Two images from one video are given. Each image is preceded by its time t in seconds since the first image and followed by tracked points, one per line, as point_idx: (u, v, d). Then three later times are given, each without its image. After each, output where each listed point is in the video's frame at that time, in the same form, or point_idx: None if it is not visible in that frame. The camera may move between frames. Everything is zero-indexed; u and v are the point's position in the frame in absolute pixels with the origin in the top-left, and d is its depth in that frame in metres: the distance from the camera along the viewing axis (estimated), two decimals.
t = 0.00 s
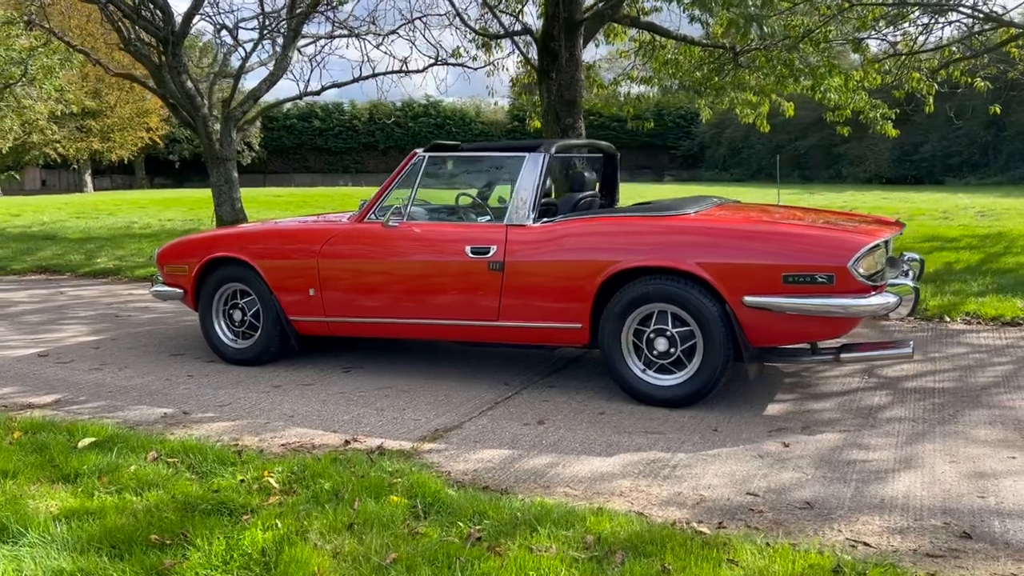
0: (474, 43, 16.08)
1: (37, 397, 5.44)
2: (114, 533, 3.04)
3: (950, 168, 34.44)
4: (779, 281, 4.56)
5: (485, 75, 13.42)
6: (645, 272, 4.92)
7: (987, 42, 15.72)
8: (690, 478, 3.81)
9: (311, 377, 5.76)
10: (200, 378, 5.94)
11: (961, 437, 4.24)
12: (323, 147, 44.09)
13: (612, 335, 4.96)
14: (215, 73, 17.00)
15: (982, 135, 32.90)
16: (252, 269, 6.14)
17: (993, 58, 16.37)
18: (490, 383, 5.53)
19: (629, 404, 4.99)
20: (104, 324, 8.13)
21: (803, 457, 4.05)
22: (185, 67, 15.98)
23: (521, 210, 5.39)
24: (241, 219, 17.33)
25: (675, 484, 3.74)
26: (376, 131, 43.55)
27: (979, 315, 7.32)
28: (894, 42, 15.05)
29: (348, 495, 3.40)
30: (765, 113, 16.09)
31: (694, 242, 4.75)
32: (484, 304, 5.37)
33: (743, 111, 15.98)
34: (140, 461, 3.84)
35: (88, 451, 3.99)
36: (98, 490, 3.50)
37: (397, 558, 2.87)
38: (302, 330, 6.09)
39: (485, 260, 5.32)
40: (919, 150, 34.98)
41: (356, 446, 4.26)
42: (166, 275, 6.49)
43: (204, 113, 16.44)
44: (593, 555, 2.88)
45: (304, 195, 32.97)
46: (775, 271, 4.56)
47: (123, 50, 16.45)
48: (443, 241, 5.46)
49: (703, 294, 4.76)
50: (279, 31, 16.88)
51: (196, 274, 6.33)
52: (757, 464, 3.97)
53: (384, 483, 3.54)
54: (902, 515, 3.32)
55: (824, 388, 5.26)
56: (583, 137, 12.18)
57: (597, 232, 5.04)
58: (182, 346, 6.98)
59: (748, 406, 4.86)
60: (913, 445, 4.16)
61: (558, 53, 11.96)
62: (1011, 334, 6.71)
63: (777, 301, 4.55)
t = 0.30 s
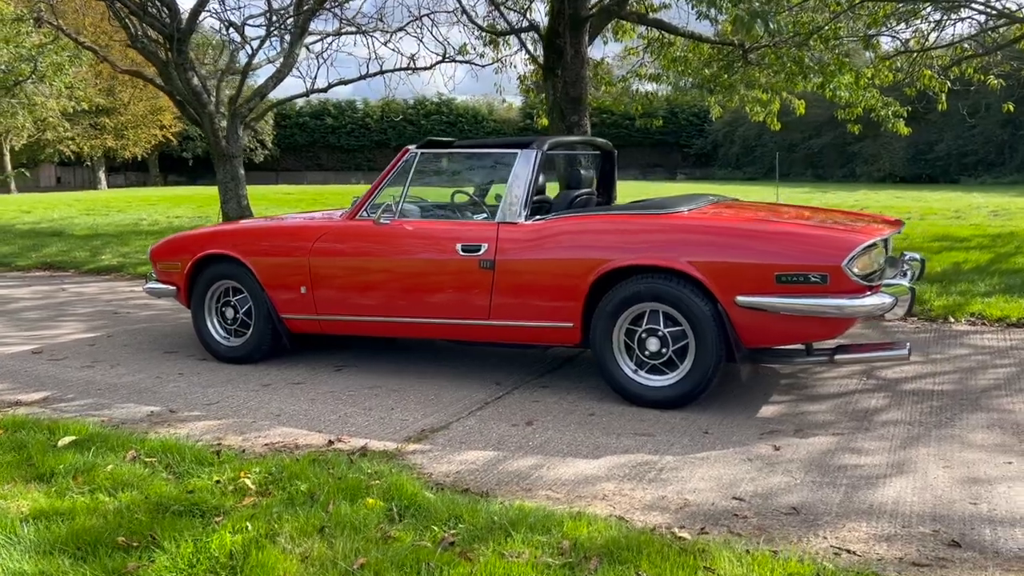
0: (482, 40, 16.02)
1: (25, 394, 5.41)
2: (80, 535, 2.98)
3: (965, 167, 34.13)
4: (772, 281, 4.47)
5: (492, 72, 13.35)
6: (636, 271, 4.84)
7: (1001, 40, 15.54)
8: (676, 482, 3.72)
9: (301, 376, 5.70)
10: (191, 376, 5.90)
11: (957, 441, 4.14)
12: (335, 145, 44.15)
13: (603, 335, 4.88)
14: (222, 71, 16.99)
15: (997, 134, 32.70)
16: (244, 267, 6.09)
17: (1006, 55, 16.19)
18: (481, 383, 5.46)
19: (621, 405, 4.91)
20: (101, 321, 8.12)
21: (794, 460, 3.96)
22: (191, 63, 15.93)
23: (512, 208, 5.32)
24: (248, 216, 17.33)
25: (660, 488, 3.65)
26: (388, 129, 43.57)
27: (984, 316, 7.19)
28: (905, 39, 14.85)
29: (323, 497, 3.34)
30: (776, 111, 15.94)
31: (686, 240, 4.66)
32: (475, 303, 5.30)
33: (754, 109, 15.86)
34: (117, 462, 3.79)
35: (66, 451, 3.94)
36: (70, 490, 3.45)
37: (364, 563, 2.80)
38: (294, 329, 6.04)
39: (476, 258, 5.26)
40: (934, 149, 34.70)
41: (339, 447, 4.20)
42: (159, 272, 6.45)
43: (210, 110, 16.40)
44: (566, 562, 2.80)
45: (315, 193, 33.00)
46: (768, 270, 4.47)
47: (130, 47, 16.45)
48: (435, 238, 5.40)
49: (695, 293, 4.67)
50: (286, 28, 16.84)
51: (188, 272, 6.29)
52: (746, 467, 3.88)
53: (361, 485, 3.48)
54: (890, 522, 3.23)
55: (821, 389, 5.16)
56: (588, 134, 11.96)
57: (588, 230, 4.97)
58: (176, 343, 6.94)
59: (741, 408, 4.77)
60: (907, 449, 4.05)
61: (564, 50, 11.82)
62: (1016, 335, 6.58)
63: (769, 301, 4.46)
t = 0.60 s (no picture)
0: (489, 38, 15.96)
1: (19, 394, 5.42)
2: (55, 540, 2.96)
3: (979, 166, 33.81)
4: (766, 283, 4.42)
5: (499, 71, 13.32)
6: (630, 272, 4.79)
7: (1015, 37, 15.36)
8: (664, 487, 3.68)
9: (295, 376, 5.69)
10: (186, 376, 5.89)
11: (952, 447, 4.07)
12: (347, 143, 44.24)
13: (596, 337, 4.83)
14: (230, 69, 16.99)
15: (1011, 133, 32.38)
16: (239, 267, 6.08)
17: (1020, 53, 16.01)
18: (474, 384, 5.42)
19: (614, 408, 4.87)
20: (102, 319, 8.14)
21: (784, 466, 3.90)
22: (199, 62, 15.94)
23: (505, 209, 5.27)
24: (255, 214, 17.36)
25: (647, 493, 3.61)
26: (399, 127, 43.61)
27: (988, 318, 7.10)
28: (916, 36, 14.70)
29: (306, 502, 3.32)
30: (786, 109, 15.83)
31: (680, 242, 4.61)
32: (468, 304, 5.27)
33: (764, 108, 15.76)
34: (102, 464, 3.77)
35: (53, 452, 3.93)
36: (51, 493, 3.44)
37: (338, 570, 2.77)
38: (289, 329, 6.03)
39: (469, 258, 5.23)
40: (947, 148, 34.44)
41: (327, 448, 4.17)
42: (156, 272, 6.44)
43: (217, 109, 16.37)
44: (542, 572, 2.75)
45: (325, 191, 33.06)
46: (762, 272, 4.41)
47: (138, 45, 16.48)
48: (428, 239, 5.38)
49: (688, 295, 4.62)
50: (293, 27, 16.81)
51: (184, 271, 6.28)
52: (736, 473, 3.82)
53: (343, 488, 3.45)
54: (878, 530, 3.18)
55: (817, 393, 5.10)
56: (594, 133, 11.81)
57: (581, 231, 4.92)
58: (174, 343, 6.95)
59: (735, 411, 4.72)
60: (901, 455, 3.99)
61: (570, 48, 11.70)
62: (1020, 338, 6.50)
63: (763, 304, 4.41)
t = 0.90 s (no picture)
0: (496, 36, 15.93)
1: (11, 392, 5.45)
2: (27, 538, 2.97)
3: (992, 164, 33.53)
4: (752, 283, 4.38)
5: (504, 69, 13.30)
6: (617, 272, 4.77)
7: None
8: (644, 488, 3.65)
9: (285, 375, 5.69)
10: (177, 374, 5.90)
11: (938, 450, 4.03)
12: (357, 141, 44.34)
13: (583, 337, 4.81)
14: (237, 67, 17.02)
15: None
16: (232, 265, 6.09)
17: None
18: (463, 384, 5.41)
19: (601, 408, 4.84)
20: (100, 317, 8.17)
21: (767, 467, 3.87)
22: (204, 61, 15.97)
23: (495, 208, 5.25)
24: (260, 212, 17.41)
25: (626, 495, 3.58)
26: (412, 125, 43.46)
27: (987, 318, 7.03)
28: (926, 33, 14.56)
29: (280, 502, 3.31)
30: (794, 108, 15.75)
31: (667, 241, 4.58)
32: (457, 303, 5.26)
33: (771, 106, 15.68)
34: (82, 462, 3.77)
35: (35, 451, 3.94)
36: (29, 491, 3.44)
37: (305, 571, 2.76)
38: (280, 328, 6.03)
39: (457, 258, 5.22)
40: (960, 146, 34.16)
41: (309, 448, 4.17)
42: (150, 270, 6.46)
43: (223, 107, 16.39)
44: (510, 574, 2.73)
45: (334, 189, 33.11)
46: (749, 272, 4.38)
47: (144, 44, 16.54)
48: (417, 238, 5.37)
49: (674, 295, 4.59)
50: (299, 25, 16.82)
51: (178, 270, 6.30)
52: (718, 474, 3.79)
53: (319, 488, 3.44)
54: (855, 534, 3.15)
55: (807, 393, 5.06)
56: (597, 132, 11.75)
57: (569, 230, 4.90)
58: (168, 341, 6.97)
59: (722, 412, 4.69)
60: (885, 457, 3.95)
61: (574, 46, 11.58)
62: (1019, 339, 6.43)
63: (749, 304, 4.38)
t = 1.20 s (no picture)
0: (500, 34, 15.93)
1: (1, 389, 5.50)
2: None
3: (1005, 162, 33.25)
4: (731, 282, 4.39)
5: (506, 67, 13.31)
6: (598, 271, 4.77)
7: None
8: (615, 487, 3.66)
9: (273, 373, 5.72)
10: (167, 371, 5.94)
11: (915, 449, 4.01)
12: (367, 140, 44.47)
13: (564, 335, 4.82)
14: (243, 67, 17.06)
15: None
16: (222, 264, 6.13)
17: None
18: (448, 382, 5.43)
19: (583, 406, 4.86)
20: (98, 315, 8.24)
21: (741, 466, 3.87)
22: (209, 60, 16.03)
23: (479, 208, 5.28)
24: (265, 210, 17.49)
25: (597, 493, 3.59)
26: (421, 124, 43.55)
27: (981, 317, 6.98)
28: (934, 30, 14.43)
29: (250, 499, 3.34)
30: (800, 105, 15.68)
31: (646, 240, 4.59)
32: (441, 302, 5.29)
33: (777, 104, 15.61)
34: (59, 459, 3.81)
35: (15, 447, 3.98)
36: (4, 486, 3.48)
37: (266, 568, 2.78)
38: (269, 326, 6.07)
39: (442, 257, 5.24)
40: (973, 143, 33.88)
41: (288, 446, 4.19)
42: (142, 268, 6.50)
43: (227, 107, 16.43)
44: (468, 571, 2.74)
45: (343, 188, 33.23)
46: (727, 271, 4.38)
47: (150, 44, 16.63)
48: (402, 237, 5.39)
49: (654, 293, 4.60)
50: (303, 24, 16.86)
51: (169, 268, 6.35)
52: (691, 473, 3.80)
53: (289, 485, 3.46)
54: (821, 533, 3.14)
55: (790, 392, 5.05)
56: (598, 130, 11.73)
57: (550, 229, 4.91)
58: (162, 339, 7.01)
59: (703, 411, 4.69)
60: (861, 457, 3.94)
61: (574, 42, 11.51)
62: (1011, 338, 6.38)
63: (727, 303, 4.38)
